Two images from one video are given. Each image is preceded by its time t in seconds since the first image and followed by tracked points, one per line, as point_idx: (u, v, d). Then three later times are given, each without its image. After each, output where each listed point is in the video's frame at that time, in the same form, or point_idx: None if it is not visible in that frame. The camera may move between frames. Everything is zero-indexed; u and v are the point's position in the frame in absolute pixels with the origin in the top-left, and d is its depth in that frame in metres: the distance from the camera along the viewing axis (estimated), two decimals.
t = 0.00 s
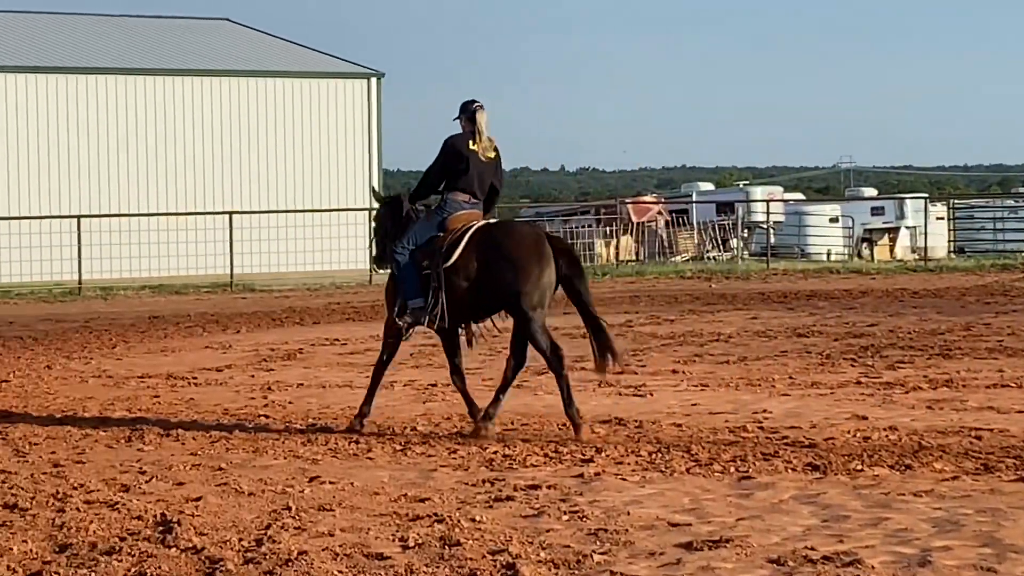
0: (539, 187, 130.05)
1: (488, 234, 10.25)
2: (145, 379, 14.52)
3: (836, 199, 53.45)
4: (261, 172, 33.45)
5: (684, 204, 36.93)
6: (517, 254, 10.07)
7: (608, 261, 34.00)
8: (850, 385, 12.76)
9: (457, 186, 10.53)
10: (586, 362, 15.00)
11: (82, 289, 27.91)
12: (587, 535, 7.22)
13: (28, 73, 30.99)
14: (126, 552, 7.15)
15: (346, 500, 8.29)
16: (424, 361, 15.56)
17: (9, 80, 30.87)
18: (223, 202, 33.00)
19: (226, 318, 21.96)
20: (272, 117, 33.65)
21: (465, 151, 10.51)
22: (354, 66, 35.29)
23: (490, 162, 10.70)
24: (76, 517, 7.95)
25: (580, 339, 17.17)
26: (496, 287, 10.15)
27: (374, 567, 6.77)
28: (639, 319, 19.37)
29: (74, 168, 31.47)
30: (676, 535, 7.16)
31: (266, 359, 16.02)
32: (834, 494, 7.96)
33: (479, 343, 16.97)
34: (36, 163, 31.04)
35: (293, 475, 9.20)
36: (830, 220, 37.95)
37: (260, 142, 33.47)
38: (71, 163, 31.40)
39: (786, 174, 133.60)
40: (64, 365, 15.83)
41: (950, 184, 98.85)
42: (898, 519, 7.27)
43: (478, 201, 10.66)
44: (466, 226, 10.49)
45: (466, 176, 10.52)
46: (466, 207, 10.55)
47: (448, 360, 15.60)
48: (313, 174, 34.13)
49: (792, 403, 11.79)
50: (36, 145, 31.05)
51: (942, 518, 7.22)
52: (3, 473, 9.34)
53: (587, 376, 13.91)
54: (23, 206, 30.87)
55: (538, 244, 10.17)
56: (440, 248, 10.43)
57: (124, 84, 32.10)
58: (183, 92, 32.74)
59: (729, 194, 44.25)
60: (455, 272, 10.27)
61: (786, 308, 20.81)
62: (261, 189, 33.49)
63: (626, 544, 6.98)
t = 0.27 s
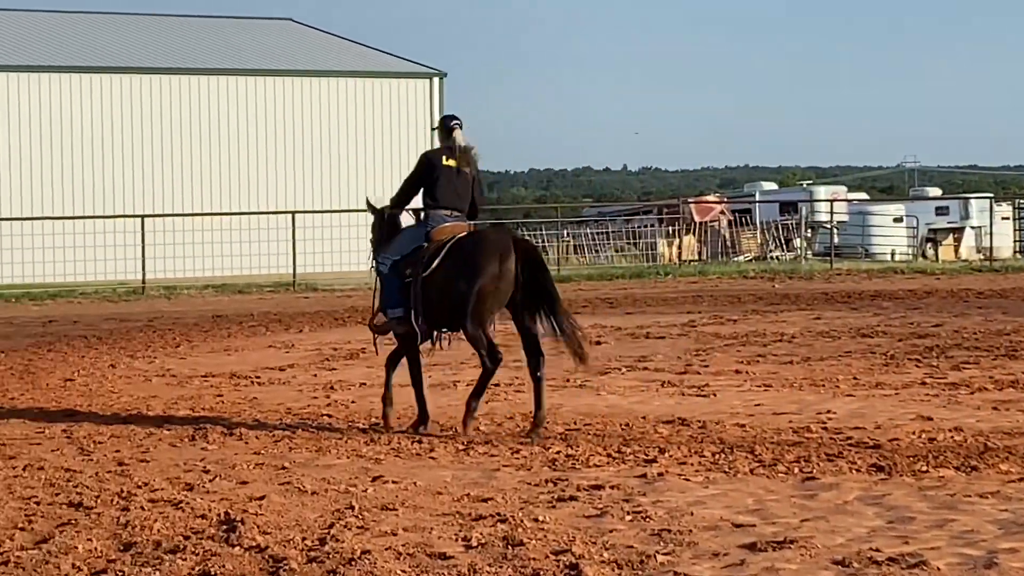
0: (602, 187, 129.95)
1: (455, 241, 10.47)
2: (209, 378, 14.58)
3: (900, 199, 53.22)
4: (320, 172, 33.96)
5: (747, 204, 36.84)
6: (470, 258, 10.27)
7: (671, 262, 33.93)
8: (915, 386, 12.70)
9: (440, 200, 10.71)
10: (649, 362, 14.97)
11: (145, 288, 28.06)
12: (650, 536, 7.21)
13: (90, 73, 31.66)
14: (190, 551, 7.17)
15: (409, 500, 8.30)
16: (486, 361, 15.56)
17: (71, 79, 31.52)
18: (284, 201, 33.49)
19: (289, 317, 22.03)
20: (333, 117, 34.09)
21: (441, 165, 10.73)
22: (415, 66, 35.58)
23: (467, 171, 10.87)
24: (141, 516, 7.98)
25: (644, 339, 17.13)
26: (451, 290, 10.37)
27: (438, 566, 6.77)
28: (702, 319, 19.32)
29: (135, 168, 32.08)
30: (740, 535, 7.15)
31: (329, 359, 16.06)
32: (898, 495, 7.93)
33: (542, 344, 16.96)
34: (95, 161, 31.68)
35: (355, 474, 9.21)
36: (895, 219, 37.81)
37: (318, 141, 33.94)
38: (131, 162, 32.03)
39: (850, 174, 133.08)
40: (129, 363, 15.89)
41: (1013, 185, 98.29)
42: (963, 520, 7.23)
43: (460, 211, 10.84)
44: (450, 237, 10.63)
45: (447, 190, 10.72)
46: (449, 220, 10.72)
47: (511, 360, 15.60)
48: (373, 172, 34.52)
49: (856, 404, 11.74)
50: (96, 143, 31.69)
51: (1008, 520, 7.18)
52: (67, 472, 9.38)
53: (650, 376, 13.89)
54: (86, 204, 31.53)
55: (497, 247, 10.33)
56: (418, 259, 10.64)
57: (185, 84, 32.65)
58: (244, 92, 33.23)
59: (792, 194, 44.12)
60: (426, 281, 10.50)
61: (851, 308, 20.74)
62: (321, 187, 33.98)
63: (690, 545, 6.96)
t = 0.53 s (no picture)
0: (655, 187, 129.71)
1: (433, 244, 10.84)
2: (263, 377, 14.60)
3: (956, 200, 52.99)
4: (375, 171, 34.15)
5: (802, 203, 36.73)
6: (445, 265, 10.64)
7: (727, 262, 33.81)
8: (971, 386, 12.65)
9: (424, 196, 11.08)
10: (703, 362, 14.94)
11: (199, 287, 28.16)
12: (705, 536, 7.19)
13: (148, 73, 31.96)
14: (245, 549, 7.19)
15: (463, 500, 8.30)
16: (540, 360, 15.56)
17: (128, 80, 31.84)
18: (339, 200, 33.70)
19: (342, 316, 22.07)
20: (388, 117, 34.26)
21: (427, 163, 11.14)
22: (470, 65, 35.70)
23: (452, 173, 11.26)
24: (196, 514, 8.01)
25: (698, 339, 17.10)
26: (424, 298, 10.74)
27: (492, 566, 6.77)
28: (756, 320, 19.28)
29: (191, 168, 32.35)
30: (796, 536, 7.13)
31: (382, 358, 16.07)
32: (954, 496, 7.89)
33: (595, 344, 16.95)
34: (152, 161, 31.98)
35: (410, 474, 9.22)
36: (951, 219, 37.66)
37: (374, 141, 34.12)
38: (188, 161, 32.31)
39: (904, 174, 132.58)
40: (184, 362, 15.93)
41: None
42: (1020, 522, 7.19)
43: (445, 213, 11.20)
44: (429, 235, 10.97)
45: (431, 186, 11.10)
46: (434, 217, 11.06)
47: (565, 359, 15.60)
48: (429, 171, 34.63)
49: (912, 404, 11.70)
50: (152, 142, 31.99)
51: None
52: (122, 471, 9.41)
53: (704, 376, 13.86)
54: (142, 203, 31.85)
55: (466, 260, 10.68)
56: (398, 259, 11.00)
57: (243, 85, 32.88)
58: (301, 91, 33.43)
59: (847, 194, 43.98)
60: (403, 280, 10.86)
61: (906, 308, 20.66)
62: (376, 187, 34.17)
63: (745, 546, 6.94)
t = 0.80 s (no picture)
0: (703, 186, 129.57)
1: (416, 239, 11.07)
2: (309, 377, 14.63)
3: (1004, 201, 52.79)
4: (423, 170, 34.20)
5: (849, 203, 36.67)
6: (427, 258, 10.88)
7: (772, 262, 33.66)
8: (1018, 386, 12.61)
9: (415, 190, 11.34)
10: (750, 362, 14.91)
11: (247, 286, 28.20)
12: (751, 536, 7.17)
13: (197, 74, 32.12)
14: (292, 548, 7.20)
15: (508, 499, 8.30)
16: (587, 360, 15.55)
17: (177, 80, 32.00)
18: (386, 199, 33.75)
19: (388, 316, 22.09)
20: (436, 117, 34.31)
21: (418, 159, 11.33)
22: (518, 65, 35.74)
23: (445, 168, 11.46)
24: (243, 513, 8.02)
25: (744, 339, 17.07)
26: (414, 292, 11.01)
27: (538, 566, 6.77)
28: (803, 320, 19.24)
29: (240, 168, 32.48)
30: (843, 535, 7.12)
31: (429, 358, 16.08)
32: (1002, 497, 7.86)
33: (641, 344, 16.93)
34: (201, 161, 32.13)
35: (455, 473, 9.22)
36: (999, 219, 37.52)
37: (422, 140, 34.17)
38: (237, 162, 32.44)
39: (952, 172, 132.11)
40: (231, 362, 15.97)
41: None
42: None
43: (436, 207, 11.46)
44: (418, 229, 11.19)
45: (422, 183, 11.34)
46: (422, 210, 11.32)
47: (611, 359, 15.59)
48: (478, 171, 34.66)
49: (959, 405, 11.66)
50: (201, 142, 32.12)
51: None
52: (169, 470, 9.44)
53: (751, 376, 13.83)
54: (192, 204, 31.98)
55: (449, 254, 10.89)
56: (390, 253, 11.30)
57: (290, 84, 33.00)
58: (349, 91, 33.53)
59: (895, 193, 43.86)
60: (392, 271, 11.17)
61: (954, 308, 20.59)
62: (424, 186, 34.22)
63: (792, 545, 6.93)
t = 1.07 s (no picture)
0: (744, 186, 129.35)
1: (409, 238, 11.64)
2: (350, 376, 14.64)
3: None
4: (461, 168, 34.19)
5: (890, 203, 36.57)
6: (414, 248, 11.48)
7: (811, 262, 33.41)
8: None
9: (409, 197, 11.96)
10: (791, 362, 14.87)
11: (288, 286, 28.23)
12: (792, 536, 7.16)
13: (236, 73, 32.17)
14: (332, 547, 7.22)
15: (549, 499, 8.30)
16: (627, 360, 15.53)
17: (216, 80, 32.06)
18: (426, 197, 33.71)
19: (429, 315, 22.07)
20: (476, 116, 34.31)
21: (412, 168, 11.97)
22: (557, 65, 35.75)
23: (439, 178, 12.07)
24: (284, 512, 8.04)
25: (784, 339, 17.02)
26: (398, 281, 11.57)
27: (578, 565, 6.77)
28: (844, 319, 19.18)
29: (278, 167, 32.53)
30: (884, 536, 7.11)
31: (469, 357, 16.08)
32: None
33: (681, 343, 16.90)
34: (241, 160, 32.19)
35: (496, 473, 9.23)
36: None
37: (461, 138, 34.15)
38: (276, 161, 32.49)
39: (993, 173, 131.70)
40: (272, 361, 15.99)
41: None
42: None
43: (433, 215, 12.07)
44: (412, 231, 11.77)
45: (415, 190, 11.95)
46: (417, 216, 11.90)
47: (651, 358, 15.58)
48: (517, 170, 34.65)
49: (1001, 405, 11.62)
50: (240, 142, 32.18)
51: None
52: (210, 468, 9.46)
53: (791, 376, 13.80)
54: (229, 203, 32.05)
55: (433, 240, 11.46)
56: (385, 253, 11.87)
57: (329, 83, 33.04)
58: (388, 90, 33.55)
59: (937, 194, 43.72)
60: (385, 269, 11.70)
61: (997, 308, 20.51)
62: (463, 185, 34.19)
63: (833, 546, 6.92)
